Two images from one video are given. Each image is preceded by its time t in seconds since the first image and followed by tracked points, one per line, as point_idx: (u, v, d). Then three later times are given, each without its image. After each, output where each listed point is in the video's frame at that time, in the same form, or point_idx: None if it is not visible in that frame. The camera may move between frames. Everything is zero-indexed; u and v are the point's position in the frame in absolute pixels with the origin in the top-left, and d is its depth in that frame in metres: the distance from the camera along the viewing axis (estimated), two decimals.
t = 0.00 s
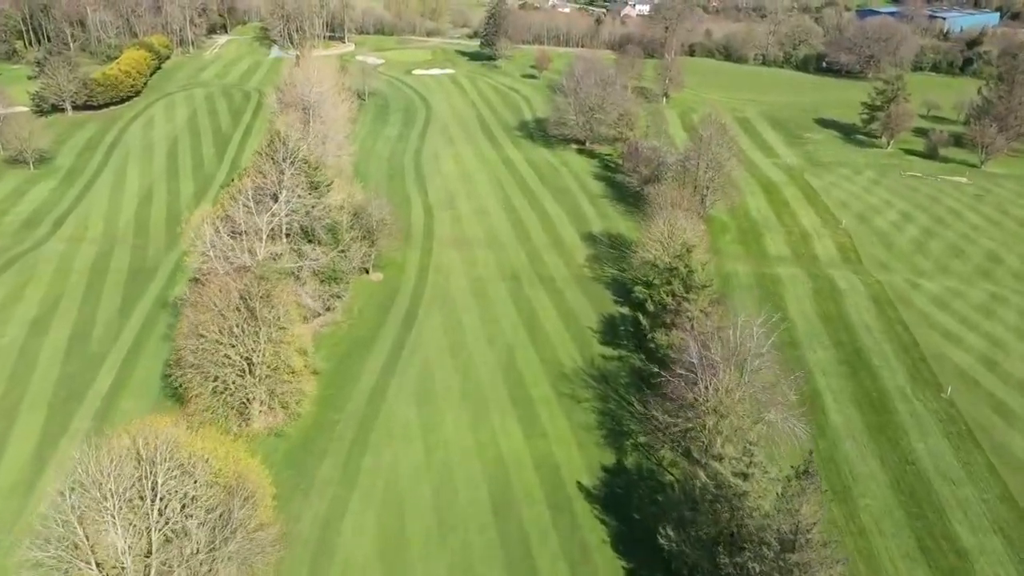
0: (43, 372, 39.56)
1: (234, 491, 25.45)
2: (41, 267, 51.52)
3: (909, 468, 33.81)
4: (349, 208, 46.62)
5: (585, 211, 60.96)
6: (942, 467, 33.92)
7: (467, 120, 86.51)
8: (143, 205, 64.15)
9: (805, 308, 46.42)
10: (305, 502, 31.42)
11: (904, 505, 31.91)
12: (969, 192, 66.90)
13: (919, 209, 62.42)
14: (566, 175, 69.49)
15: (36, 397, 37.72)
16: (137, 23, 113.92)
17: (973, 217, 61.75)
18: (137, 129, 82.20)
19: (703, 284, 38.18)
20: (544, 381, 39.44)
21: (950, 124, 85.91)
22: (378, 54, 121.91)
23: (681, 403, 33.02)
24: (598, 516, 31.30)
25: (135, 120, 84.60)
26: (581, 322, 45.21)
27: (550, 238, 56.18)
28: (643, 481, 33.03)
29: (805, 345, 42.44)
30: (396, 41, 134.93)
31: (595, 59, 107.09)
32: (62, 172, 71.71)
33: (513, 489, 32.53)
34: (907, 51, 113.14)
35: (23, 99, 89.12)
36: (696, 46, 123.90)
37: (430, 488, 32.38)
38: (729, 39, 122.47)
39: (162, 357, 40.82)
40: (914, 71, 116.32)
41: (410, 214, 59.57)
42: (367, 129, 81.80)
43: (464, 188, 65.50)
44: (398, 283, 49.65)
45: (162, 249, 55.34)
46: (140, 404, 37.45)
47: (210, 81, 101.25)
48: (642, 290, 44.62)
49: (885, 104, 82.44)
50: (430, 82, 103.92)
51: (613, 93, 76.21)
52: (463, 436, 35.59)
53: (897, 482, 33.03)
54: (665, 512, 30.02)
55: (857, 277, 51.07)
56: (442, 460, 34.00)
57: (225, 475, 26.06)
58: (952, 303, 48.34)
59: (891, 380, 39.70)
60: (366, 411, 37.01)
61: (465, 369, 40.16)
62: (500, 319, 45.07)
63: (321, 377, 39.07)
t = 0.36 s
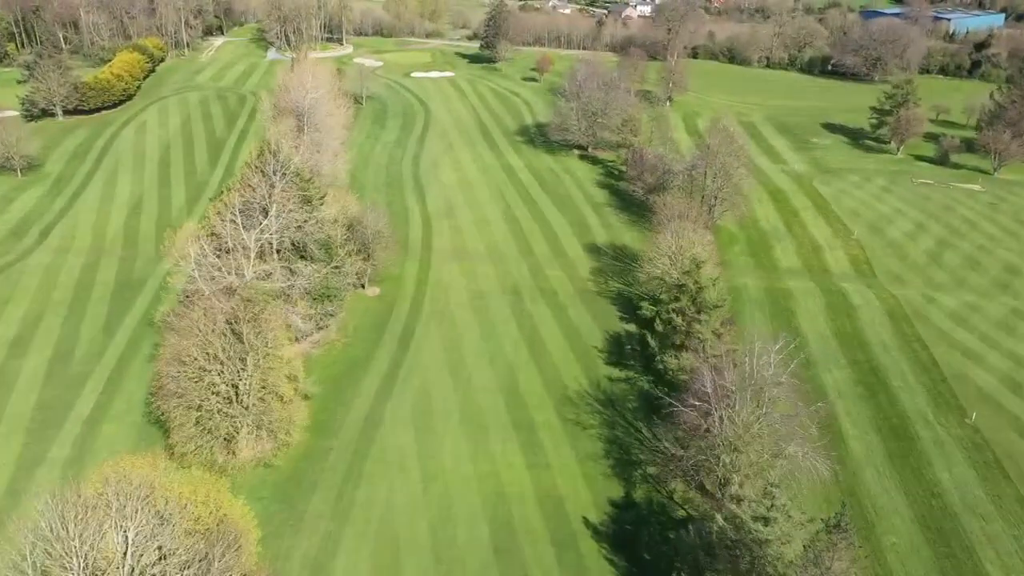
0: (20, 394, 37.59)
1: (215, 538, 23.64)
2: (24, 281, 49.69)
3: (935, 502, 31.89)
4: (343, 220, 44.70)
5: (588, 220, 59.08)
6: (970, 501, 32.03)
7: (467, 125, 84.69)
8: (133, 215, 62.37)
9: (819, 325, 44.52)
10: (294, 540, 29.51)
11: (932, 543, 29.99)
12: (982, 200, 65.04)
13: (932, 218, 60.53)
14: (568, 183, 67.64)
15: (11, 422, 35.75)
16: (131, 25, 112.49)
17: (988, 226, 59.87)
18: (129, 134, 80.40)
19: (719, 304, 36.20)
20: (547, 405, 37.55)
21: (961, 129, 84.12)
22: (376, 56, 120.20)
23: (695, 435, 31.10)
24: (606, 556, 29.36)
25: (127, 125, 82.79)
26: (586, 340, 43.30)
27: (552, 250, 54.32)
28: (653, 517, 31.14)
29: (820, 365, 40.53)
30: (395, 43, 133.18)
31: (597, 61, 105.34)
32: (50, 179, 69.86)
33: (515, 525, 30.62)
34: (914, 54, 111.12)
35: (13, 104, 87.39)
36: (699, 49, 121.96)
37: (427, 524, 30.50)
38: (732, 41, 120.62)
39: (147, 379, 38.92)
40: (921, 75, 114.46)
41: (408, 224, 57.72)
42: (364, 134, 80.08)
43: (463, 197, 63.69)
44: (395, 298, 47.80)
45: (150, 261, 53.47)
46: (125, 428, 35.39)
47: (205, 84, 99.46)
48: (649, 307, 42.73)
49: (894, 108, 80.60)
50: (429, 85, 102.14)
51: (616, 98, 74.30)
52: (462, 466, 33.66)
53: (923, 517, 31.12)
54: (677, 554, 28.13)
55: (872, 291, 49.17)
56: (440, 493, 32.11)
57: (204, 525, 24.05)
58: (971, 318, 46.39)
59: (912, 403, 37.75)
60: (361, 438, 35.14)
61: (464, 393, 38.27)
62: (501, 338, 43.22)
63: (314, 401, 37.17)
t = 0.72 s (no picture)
0: None
1: None
2: (6, 296, 47.78)
3: (965, 540, 29.95)
4: (337, 233, 42.76)
5: (592, 231, 57.13)
6: (1003, 539, 30.09)
7: (466, 130, 82.75)
8: (122, 225, 60.48)
9: (835, 345, 42.59)
10: None
11: None
12: (998, 210, 63.16)
13: (948, 229, 58.62)
14: (571, 191, 65.76)
15: None
16: (125, 27, 110.63)
17: (1005, 237, 57.95)
18: (121, 140, 78.48)
19: (736, 327, 34.32)
20: (552, 431, 35.66)
21: (972, 134, 82.37)
22: (375, 59, 118.31)
23: (710, 471, 29.13)
24: None
25: (119, 130, 80.88)
26: (592, 360, 41.44)
27: (555, 263, 52.41)
28: (665, 557, 29.22)
29: (838, 388, 38.64)
30: (394, 45, 131.37)
31: (599, 64, 103.54)
32: (38, 187, 67.98)
33: (517, 566, 28.73)
34: (922, 57, 109.07)
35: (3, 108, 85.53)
36: (702, 51, 119.67)
37: (424, 565, 28.59)
38: (737, 44, 118.67)
39: (130, 404, 37.06)
40: (929, 79, 112.39)
41: (406, 235, 55.77)
42: (362, 140, 78.23)
43: (463, 206, 61.81)
44: (392, 315, 45.88)
45: (138, 275, 51.60)
46: (105, 458, 33.53)
47: (200, 87, 97.57)
48: (658, 327, 40.88)
49: (904, 113, 78.77)
50: (429, 88, 100.26)
51: (620, 103, 72.48)
52: (462, 499, 31.77)
53: (953, 557, 29.17)
54: None
55: (888, 307, 47.24)
56: (438, 530, 30.21)
57: None
58: (993, 336, 44.48)
59: (936, 430, 35.85)
60: (354, 468, 33.27)
61: (464, 419, 36.40)
62: (503, 358, 41.37)
63: (305, 428, 35.30)
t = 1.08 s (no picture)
0: None
1: None
2: None
3: None
4: (330, 248, 40.78)
5: (596, 242, 55.22)
6: None
7: (466, 135, 80.83)
8: (111, 235, 58.57)
9: (852, 367, 40.68)
10: None
11: None
12: (1014, 219, 61.23)
13: (964, 240, 56.68)
14: (574, 199, 63.87)
15: None
16: (119, 30, 108.75)
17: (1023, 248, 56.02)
18: (112, 145, 76.52)
19: (753, 352, 32.38)
20: (556, 462, 33.78)
21: (985, 140, 80.45)
22: (373, 61, 116.47)
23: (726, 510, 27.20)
24: None
25: (111, 135, 78.96)
26: (598, 383, 39.56)
27: (559, 276, 50.52)
28: None
29: (857, 414, 36.75)
30: (393, 47, 129.60)
31: (602, 67, 101.66)
32: (26, 195, 66.05)
33: None
34: (930, 60, 107.12)
35: None
36: (706, 54, 117.99)
37: None
38: (741, 46, 116.86)
39: (112, 431, 35.20)
40: (937, 81, 110.47)
41: (404, 247, 53.87)
42: (359, 146, 76.39)
43: (463, 215, 59.90)
44: (388, 333, 44.05)
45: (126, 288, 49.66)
46: (84, 491, 31.67)
47: (195, 91, 95.70)
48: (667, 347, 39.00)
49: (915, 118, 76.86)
50: (428, 91, 98.42)
51: (624, 108, 70.62)
52: (462, 537, 29.89)
53: None
54: None
55: (906, 324, 45.31)
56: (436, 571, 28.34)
57: None
58: (1017, 355, 42.52)
59: (963, 461, 33.91)
60: (347, 502, 31.40)
61: (464, 448, 34.53)
62: (505, 380, 39.48)
63: (296, 458, 33.43)
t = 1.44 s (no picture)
0: None
1: None
2: None
3: None
4: (323, 265, 38.76)
5: (600, 253, 53.35)
6: None
7: (466, 140, 78.96)
8: (99, 245, 56.68)
9: (871, 388, 38.83)
10: None
11: None
12: None
13: (981, 251, 54.79)
14: (577, 207, 61.97)
15: None
16: (113, 32, 106.93)
17: None
18: (103, 151, 74.65)
19: (771, 379, 30.64)
20: (562, 494, 31.95)
21: (997, 145, 78.68)
22: (372, 63, 114.64)
23: (745, 555, 25.30)
24: None
25: (102, 141, 77.05)
26: (605, 405, 37.69)
27: (562, 290, 48.64)
28: None
29: (879, 441, 34.85)
30: (392, 49, 127.82)
31: (604, 69, 99.73)
32: (13, 203, 64.11)
33: None
34: (939, 62, 105.17)
35: None
36: (710, 56, 116.15)
37: None
38: (745, 48, 115.03)
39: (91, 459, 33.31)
40: (945, 85, 108.57)
41: (402, 258, 51.98)
42: (356, 151, 74.54)
43: (462, 224, 58.00)
44: (385, 350, 42.18)
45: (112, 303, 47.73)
46: (61, 527, 29.81)
47: (189, 94, 93.79)
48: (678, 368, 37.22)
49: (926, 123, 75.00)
50: (427, 94, 96.53)
51: (628, 113, 68.74)
52: None
53: None
54: None
55: (925, 341, 43.45)
56: None
57: None
58: None
59: (991, 494, 32.04)
60: (340, 539, 29.50)
61: (464, 479, 32.63)
62: (508, 404, 37.60)
63: (287, 490, 31.54)
